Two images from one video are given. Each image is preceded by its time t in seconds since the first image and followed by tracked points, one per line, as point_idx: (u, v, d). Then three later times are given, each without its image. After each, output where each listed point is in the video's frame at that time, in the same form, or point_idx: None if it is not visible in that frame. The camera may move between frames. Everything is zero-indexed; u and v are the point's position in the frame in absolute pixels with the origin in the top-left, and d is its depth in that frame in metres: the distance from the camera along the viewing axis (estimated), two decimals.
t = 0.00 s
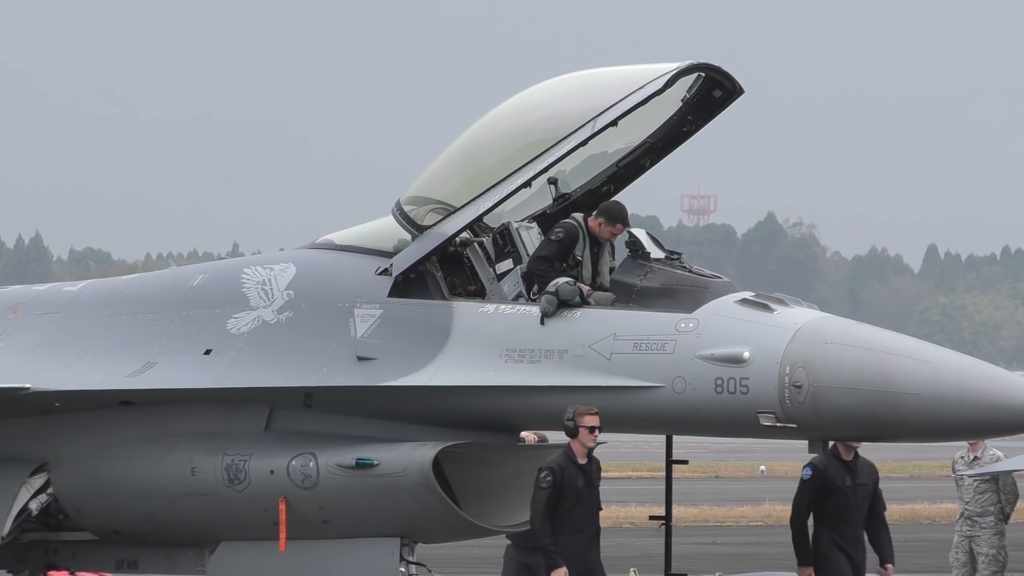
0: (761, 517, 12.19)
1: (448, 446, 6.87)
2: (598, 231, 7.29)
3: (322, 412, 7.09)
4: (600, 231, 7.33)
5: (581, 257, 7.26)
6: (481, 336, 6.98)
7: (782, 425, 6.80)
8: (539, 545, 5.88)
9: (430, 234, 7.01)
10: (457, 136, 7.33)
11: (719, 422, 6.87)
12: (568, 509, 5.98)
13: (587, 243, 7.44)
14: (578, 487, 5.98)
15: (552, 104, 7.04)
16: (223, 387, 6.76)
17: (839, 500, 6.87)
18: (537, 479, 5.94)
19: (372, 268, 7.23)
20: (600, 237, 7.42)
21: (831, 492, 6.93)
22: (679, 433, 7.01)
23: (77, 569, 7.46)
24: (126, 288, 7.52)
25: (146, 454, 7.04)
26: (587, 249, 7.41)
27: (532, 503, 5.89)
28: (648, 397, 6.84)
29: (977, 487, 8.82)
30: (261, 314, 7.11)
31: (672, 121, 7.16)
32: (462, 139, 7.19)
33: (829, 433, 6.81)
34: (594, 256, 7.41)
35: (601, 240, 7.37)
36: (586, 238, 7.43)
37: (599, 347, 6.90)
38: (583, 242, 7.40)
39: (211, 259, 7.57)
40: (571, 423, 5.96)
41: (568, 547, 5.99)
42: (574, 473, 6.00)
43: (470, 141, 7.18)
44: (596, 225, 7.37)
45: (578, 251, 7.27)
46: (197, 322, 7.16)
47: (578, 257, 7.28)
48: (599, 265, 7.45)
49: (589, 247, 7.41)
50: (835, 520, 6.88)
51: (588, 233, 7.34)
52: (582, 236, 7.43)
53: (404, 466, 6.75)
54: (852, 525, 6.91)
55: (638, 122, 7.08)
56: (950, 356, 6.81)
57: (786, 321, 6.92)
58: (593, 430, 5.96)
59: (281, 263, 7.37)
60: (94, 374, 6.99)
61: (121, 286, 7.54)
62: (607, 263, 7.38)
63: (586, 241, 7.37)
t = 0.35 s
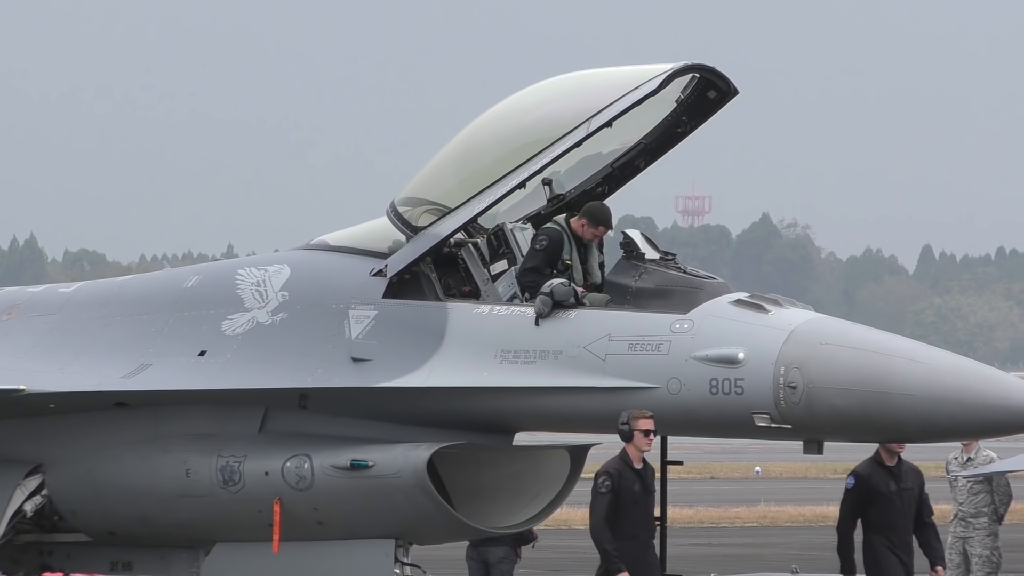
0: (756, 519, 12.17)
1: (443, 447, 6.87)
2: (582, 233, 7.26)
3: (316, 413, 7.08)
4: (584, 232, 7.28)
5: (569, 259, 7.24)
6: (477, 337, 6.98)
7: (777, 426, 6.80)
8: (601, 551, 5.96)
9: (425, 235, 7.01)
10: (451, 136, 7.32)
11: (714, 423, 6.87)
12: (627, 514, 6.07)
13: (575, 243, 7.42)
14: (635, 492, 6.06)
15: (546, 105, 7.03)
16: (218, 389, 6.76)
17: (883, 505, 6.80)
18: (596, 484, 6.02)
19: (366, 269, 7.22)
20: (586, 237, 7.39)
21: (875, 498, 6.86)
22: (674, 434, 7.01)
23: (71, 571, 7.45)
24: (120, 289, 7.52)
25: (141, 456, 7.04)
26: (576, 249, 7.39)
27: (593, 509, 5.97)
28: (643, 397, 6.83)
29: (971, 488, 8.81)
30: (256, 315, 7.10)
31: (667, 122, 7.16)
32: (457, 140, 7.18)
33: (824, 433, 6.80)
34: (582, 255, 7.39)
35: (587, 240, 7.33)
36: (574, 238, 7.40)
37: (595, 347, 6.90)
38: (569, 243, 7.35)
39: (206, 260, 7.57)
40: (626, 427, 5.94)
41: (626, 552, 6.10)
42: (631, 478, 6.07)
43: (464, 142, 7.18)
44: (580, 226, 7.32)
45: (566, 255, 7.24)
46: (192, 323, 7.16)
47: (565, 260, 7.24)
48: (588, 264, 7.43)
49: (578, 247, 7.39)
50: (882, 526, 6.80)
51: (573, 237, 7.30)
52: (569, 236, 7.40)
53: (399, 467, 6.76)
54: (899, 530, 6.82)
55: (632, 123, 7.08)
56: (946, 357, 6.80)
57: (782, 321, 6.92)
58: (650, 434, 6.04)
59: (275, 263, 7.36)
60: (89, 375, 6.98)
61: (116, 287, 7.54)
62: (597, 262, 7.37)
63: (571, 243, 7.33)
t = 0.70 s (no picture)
0: (742, 517, 12.13)
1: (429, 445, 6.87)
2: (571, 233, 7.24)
3: (303, 411, 7.08)
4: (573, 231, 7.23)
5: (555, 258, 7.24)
6: (465, 334, 6.98)
7: (764, 424, 6.82)
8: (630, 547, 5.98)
9: (412, 233, 7.01)
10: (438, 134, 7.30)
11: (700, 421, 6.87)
12: (666, 512, 6.02)
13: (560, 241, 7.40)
14: (674, 490, 6.00)
15: (534, 103, 7.02)
16: (204, 387, 6.75)
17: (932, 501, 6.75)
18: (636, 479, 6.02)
19: (353, 267, 7.22)
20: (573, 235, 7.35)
21: (921, 493, 6.79)
22: (660, 432, 7.01)
23: (57, 569, 7.44)
24: (106, 286, 7.51)
25: (127, 453, 7.04)
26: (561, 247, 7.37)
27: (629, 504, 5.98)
28: (631, 395, 6.83)
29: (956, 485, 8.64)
30: (243, 313, 7.10)
31: (654, 120, 7.16)
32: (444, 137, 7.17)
33: (811, 432, 6.81)
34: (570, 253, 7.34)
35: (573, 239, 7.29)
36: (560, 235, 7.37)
37: (582, 346, 6.90)
38: (557, 243, 7.35)
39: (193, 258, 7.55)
40: (671, 424, 5.95)
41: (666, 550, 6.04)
42: (673, 475, 6.03)
43: (451, 140, 7.16)
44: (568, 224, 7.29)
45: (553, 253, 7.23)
46: (179, 321, 7.15)
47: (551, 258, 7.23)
48: (576, 263, 7.40)
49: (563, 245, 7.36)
50: (929, 522, 6.74)
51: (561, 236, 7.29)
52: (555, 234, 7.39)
53: (386, 465, 6.76)
54: (941, 527, 6.79)
55: (620, 121, 7.07)
56: (933, 356, 6.82)
57: (770, 319, 6.92)
58: (693, 433, 5.97)
59: (261, 261, 7.36)
60: (76, 373, 6.97)
61: (102, 284, 7.53)
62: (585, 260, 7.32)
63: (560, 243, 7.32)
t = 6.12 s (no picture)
0: (659, 549, 11.80)
1: (344, 474, 6.78)
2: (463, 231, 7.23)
3: (216, 438, 7.01)
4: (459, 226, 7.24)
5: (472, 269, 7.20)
6: (382, 361, 6.89)
7: (683, 456, 6.64)
8: None
9: (329, 259, 6.95)
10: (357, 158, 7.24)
11: (619, 453, 6.74)
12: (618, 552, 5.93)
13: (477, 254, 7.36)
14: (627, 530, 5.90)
15: (453, 129, 6.97)
16: (116, 412, 6.65)
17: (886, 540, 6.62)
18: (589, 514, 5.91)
19: (269, 292, 7.16)
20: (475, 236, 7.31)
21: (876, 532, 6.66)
22: (577, 463, 6.91)
23: None
24: (21, 310, 7.43)
25: (37, 479, 6.95)
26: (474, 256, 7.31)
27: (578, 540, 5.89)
28: (547, 425, 6.71)
29: (880, 521, 8.72)
30: (155, 337, 7.03)
31: (575, 147, 7.15)
32: (362, 161, 7.10)
33: (730, 465, 6.66)
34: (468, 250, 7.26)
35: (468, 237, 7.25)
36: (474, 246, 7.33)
37: (499, 374, 6.78)
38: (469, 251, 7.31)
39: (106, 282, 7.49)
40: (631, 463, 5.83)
41: None
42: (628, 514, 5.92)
43: (370, 164, 7.10)
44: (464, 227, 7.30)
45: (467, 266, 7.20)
46: (92, 345, 7.07)
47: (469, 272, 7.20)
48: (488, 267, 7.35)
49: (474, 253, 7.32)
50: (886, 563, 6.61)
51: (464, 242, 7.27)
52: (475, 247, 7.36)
53: (299, 493, 6.66)
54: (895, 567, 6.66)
55: (540, 147, 7.06)
56: (853, 387, 6.74)
57: (689, 349, 6.78)
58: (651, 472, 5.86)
59: (176, 285, 7.29)
60: None
61: (17, 308, 7.45)
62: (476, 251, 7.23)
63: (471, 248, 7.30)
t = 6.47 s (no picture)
0: (649, 548, 11.56)
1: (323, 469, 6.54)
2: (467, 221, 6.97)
3: (189, 431, 6.77)
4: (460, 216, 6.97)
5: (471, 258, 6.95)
6: (361, 352, 6.64)
7: (674, 452, 6.39)
8: None
9: (307, 246, 6.70)
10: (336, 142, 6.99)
11: (608, 448, 6.49)
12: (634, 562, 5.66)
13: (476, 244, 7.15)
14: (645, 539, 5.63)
15: (436, 112, 6.71)
16: (85, 405, 6.39)
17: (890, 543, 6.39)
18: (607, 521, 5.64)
19: (245, 280, 6.92)
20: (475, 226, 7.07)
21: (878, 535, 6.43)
22: (563, 459, 6.67)
23: None
24: None
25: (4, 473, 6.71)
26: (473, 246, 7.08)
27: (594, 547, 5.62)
28: (533, 420, 6.46)
29: (877, 520, 8.48)
30: (126, 327, 6.78)
31: (563, 131, 6.92)
32: (341, 145, 6.85)
33: (722, 462, 6.41)
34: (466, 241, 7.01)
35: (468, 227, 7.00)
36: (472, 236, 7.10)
37: (483, 366, 6.52)
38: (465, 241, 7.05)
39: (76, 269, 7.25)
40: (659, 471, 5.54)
41: None
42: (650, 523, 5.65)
43: (350, 149, 6.84)
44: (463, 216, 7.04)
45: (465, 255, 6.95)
46: (60, 335, 6.83)
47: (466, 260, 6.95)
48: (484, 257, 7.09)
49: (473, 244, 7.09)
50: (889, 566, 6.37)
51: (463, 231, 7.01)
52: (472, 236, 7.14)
53: (275, 489, 6.40)
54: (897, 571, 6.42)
55: (527, 132, 6.82)
56: (851, 382, 6.49)
57: (681, 342, 6.53)
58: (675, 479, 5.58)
59: (148, 273, 7.04)
60: None
61: None
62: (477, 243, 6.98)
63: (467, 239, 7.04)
